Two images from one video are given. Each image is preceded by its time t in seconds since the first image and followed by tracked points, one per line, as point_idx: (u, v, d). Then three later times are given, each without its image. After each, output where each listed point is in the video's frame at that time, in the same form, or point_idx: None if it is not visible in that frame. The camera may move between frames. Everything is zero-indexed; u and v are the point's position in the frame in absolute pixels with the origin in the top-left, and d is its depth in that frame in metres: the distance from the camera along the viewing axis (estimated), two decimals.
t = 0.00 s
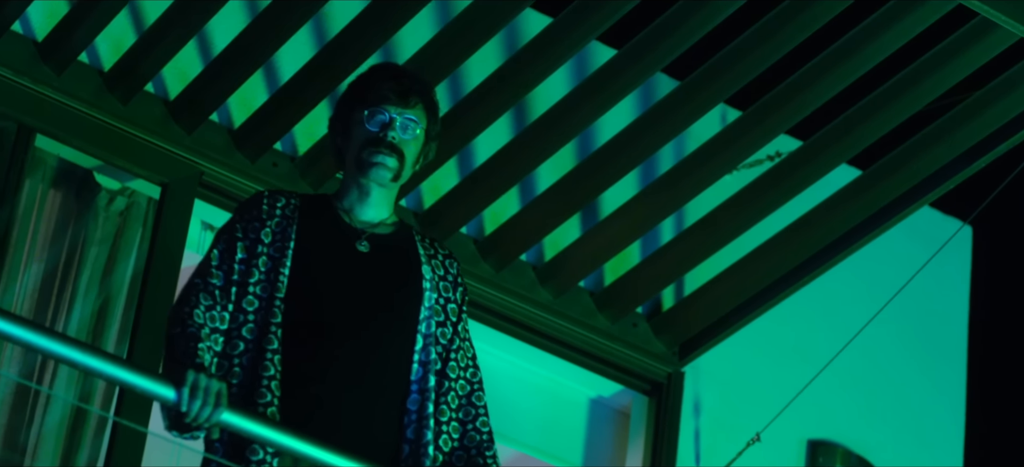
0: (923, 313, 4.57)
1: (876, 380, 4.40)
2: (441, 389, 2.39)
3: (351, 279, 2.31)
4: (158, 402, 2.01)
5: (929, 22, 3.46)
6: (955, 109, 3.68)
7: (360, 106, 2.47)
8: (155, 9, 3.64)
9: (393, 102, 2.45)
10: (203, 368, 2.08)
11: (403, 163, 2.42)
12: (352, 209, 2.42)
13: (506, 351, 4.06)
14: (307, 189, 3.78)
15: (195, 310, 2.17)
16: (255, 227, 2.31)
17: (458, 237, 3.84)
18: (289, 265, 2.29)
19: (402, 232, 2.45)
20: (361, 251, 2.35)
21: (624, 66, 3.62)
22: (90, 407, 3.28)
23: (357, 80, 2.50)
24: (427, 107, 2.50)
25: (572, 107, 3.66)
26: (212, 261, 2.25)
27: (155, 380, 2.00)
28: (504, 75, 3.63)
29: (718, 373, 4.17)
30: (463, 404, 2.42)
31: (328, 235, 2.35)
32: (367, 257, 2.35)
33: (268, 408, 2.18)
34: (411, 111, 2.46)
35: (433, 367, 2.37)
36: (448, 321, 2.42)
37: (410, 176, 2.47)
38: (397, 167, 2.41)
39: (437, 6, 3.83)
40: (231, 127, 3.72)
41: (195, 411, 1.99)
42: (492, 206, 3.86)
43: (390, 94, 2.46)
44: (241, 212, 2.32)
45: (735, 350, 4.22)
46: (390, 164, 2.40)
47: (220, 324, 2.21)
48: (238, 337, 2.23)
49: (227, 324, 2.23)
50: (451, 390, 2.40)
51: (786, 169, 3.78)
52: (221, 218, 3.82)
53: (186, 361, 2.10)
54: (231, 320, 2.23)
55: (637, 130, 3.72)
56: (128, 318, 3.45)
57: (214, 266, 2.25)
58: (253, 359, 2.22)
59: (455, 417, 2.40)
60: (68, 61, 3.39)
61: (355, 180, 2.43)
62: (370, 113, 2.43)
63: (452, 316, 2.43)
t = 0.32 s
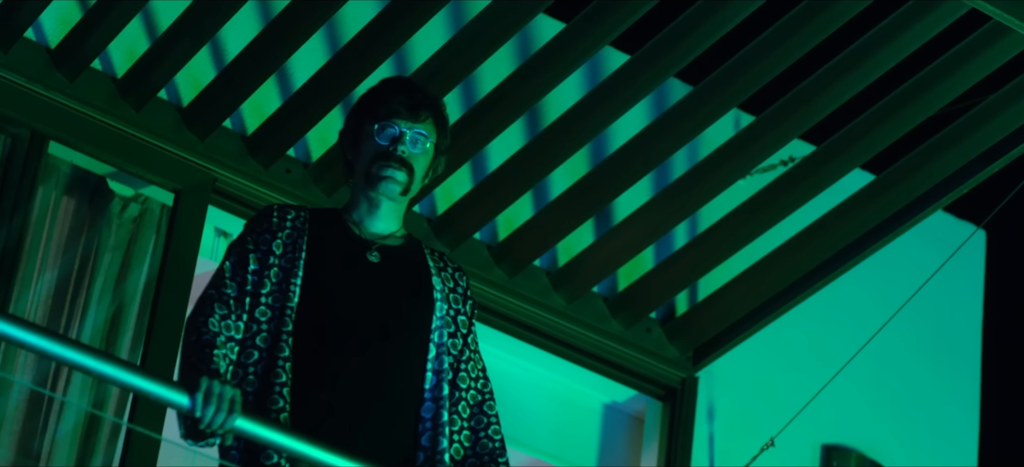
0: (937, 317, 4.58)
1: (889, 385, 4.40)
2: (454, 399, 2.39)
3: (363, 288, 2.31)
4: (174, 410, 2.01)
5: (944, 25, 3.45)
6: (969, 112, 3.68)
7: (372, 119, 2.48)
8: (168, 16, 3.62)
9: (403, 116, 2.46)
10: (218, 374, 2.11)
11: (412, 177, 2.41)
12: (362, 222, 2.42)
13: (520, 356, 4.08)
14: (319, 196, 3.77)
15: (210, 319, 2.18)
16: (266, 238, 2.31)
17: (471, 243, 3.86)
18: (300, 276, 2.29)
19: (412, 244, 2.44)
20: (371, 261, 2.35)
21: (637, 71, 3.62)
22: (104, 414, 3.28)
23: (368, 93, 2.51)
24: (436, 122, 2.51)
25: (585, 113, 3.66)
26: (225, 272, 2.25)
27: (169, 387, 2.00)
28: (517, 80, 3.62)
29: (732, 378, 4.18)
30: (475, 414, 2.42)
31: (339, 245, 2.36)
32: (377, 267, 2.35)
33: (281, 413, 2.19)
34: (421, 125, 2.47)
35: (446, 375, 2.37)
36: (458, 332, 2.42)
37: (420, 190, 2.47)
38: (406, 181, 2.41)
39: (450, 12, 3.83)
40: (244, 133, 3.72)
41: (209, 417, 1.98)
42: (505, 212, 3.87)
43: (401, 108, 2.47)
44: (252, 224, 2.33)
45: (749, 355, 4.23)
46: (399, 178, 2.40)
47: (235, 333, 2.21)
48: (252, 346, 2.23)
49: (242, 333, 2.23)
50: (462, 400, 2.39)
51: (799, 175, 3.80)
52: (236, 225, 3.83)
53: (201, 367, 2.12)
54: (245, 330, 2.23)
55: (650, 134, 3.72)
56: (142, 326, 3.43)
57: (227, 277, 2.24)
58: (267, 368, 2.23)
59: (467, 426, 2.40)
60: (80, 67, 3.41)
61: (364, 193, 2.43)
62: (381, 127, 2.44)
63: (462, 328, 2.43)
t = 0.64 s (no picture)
0: (945, 319, 4.58)
1: (897, 387, 4.40)
2: (460, 402, 2.39)
3: (369, 292, 2.31)
4: (183, 413, 2.00)
5: (949, 29, 3.45)
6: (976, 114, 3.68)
7: (376, 126, 2.48)
8: (174, 19, 3.58)
9: (406, 123, 2.46)
10: (227, 377, 2.11)
11: (415, 184, 2.42)
12: (365, 228, 2.41)
13: (527, 358, 4.09)
14: (326, 198, 3.78)
15: (219, 323, 2.18)
16: (271, 244, 2.31)
17: (478, 246, 3.88)
18: (305, 279, 2.30)
19: (415, 250, 2.44)
20: (376, 265, 2.36)
21: (644, 74, 3.63)
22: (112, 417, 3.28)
23: (370, 101, 2.51)
24: (440, 128, 2.51)
25: (592, 116, 3.67)
26: (232, 277, 2.25)
27: (178, 390, 1.99)
28: (524, 83, 3.63)
29: (740, 380, 4.19)
30: (481, 418, 2.41)
31: (345, 248, 2.36)
32: (382, 271, 2.35)
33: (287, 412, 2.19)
34: (424, 132, 2.48)
35: (452, 377, 2.37)
36: (463, 336, 2.42)
37: (423, 197, 2.47)
38: (409, 187, 2.42)
39: (457, 14, 3.79)
40: (252, 136, 3.71)
41: (217, 420, 1.98)
42: (512, 215, 3.86)
43: (404, 116, 2.47)
44: (257, 230, 2.32)
45: (756, 357, 4.24)
46: (403, 185, 2.41)
47: (244, 337, 2.21)
48: (260, 350, 2.23)
49: (250, 337, 2.23)
50: (467, 404, 2.39)
51: (805, 178, 3.81)
52: (244, 229, 3.83)
53: (211, 370, 2.13)
54: (255, 333, 2.24)
55: (658, 137, 3.73)
56: (150, 328, 3.44)
57: (235, 282, 2.24)
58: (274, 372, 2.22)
59: (473, 428, 2.39)
60: (87, 70, 3.41)
61: (367, 199, 2.42)
62: (383, 134, 2.45)
63: (467, 332, 2.43)
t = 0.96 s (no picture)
0: (947, 321, 4.58)
1: (899, 389, 4.40)
2: (464, 403, 2.39)
3: (372, 294, 2.31)
4: (185, 416, 2.00)
5: (950, 31, 3.45)
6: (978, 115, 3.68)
7: (378, 131, 2.48)
8: (177, 21, 3.63)
9: (409, 128, 2.46)
10: (229, 379, 2.10)
11: (418, 189, 2.42)
12: (369, 232, 2.43)
13: (529, 360, 4.10)
14: (328, 200, 3.78)
15: (223, 325, 2.17)
16: (275, 247, 2.31)
17: (480, 247, 3.87)
18: (308, 283, 2.30)
19: (419, 253, 2.45)
20: (380, 267, 2.36)
21: (646, 75, 3.63)
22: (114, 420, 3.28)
23: (373, 105, 2.52)
24: (442, 134, 2.51)
25: (594, 118, 3.67)
26: (236, 280, 2.24)
27: (181, 392, 1.99)
28: (526, 85, 3.63)
29: (742, 381, 4.19)
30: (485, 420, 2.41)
31: (348, 252, 2.36)
32: (386, 273, 2.36)
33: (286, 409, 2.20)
34: (427, 137, 2.47)
35: (457, 378, 2.37)
36: (466, 338, 2.42)
37: (426, 202, 2.47)
38: (412, 192, 2.42)
39: (459, 18, 3.84)
40: (253, 139, 3.71)
41: (220, 422, 1.97)
42: (514, 217, 3.87)
43: (407, 120, 2.47)
44: (261, 233, 2.33)
45: (758, 359, 4.24)
46: (405, 190, 2.40)
47: (248, 340, 2.20)
48: (262, 354, 2.23)
49: (254, 341, 2.22)
50: (471, 406, 2.39)
51: (807, 179, 3.81)
52: (247, 232, 3.84)
53: (213, 372, 2.11)
54: (259, 336, 2.23)
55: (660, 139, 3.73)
56: (152, 331, 3.43)
57: (239, 285, 2.24)
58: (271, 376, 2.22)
59: (476, 430, 2.39)
60: (90, 73, 3.41)
61: (370, 204, 2.43)
62: (386, 139, 2.44)
63: (470, 334, 2.43)
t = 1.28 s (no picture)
0: (947, 325, 4.58)
1: (898, 393, 4.40)
2: (465, 407, 2.39)
3: (374, 298, 2.31)
4: (185, 420, 1.99)
5: (952, 33, 3.46)
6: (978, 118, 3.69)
7: (379, 136, 2.48)
8: (177, 24, 3.60)
9: (410, 132, 2.46)
10: (230, 383, 2.10)
11: (419, 193, 2.42)
12: (370, 236, 2.43)
13: (529, 364, 4.10)
14: (328, 204, 3.78)
15: (224, 329, 2.17)
16: (276, 251, 2.30)
17: (480, 251, 3.88)
18: (309, 287, 2.30)
19: (421, 256, 2.45)
20: (382, 270, 2.36)
21: (646, 79, 3.63)
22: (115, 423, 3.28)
23: (375, 110, 2.52)
24: (443, 138, 2.51)
25: (594, 122, 3.66)
26: (237, 284, 2.24)
27: (181, 396, 1.98)
28: (526, 89, 3.63)
29: (742, 385, 4.19)
30: (486, 424, 2.42)
31: (349, 255, 2.36)
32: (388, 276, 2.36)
33: (278, 412, 2.20)
34: (428, 142, 2.47)
35: (459, 381, 2.38)
36: (467, 342, 2.41)
37: (427, 206, 2.47)
38: (412, 196, 2.41)
39: (459, 21, 3.81)
40: (253, 143, 3.71)
41: (219, 426, 1.97)
42: (514, 221, 3.87)
43: (407, 125, 2.47)
44: (263, 237, 2.32)
45: (757, 363, 4.24)
46: (406, 194, 2.40)
47: (249, 344, 2.21)
48: (261, 359, 2.23)
49: (257, 345, 2.23)
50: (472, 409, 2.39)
51: (808, 182, 3.80)
52: (248, 236, 3.84)
53: (213, 376, 2.11)
54: (260, 340, 2.23)
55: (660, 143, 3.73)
56: (152, 335, 3.43)
57: (240, 289, 2.23)
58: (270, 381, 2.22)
59: (476, 433, 2.40)
60: (89, 77, 3.41)
61: (371, 209, 2.42)
62: (387, 143, 2.45)
63: (471, 338, 2.43)
